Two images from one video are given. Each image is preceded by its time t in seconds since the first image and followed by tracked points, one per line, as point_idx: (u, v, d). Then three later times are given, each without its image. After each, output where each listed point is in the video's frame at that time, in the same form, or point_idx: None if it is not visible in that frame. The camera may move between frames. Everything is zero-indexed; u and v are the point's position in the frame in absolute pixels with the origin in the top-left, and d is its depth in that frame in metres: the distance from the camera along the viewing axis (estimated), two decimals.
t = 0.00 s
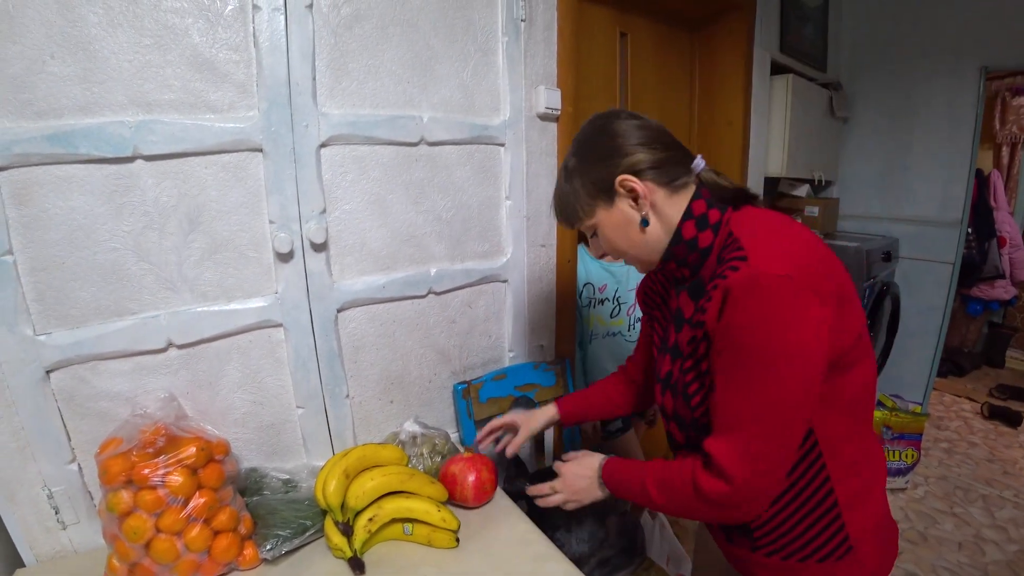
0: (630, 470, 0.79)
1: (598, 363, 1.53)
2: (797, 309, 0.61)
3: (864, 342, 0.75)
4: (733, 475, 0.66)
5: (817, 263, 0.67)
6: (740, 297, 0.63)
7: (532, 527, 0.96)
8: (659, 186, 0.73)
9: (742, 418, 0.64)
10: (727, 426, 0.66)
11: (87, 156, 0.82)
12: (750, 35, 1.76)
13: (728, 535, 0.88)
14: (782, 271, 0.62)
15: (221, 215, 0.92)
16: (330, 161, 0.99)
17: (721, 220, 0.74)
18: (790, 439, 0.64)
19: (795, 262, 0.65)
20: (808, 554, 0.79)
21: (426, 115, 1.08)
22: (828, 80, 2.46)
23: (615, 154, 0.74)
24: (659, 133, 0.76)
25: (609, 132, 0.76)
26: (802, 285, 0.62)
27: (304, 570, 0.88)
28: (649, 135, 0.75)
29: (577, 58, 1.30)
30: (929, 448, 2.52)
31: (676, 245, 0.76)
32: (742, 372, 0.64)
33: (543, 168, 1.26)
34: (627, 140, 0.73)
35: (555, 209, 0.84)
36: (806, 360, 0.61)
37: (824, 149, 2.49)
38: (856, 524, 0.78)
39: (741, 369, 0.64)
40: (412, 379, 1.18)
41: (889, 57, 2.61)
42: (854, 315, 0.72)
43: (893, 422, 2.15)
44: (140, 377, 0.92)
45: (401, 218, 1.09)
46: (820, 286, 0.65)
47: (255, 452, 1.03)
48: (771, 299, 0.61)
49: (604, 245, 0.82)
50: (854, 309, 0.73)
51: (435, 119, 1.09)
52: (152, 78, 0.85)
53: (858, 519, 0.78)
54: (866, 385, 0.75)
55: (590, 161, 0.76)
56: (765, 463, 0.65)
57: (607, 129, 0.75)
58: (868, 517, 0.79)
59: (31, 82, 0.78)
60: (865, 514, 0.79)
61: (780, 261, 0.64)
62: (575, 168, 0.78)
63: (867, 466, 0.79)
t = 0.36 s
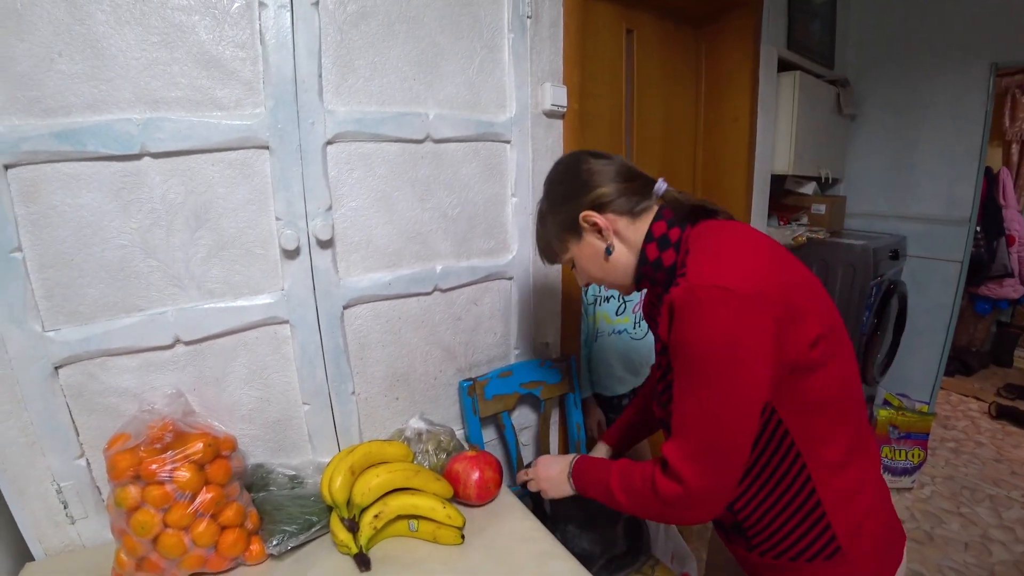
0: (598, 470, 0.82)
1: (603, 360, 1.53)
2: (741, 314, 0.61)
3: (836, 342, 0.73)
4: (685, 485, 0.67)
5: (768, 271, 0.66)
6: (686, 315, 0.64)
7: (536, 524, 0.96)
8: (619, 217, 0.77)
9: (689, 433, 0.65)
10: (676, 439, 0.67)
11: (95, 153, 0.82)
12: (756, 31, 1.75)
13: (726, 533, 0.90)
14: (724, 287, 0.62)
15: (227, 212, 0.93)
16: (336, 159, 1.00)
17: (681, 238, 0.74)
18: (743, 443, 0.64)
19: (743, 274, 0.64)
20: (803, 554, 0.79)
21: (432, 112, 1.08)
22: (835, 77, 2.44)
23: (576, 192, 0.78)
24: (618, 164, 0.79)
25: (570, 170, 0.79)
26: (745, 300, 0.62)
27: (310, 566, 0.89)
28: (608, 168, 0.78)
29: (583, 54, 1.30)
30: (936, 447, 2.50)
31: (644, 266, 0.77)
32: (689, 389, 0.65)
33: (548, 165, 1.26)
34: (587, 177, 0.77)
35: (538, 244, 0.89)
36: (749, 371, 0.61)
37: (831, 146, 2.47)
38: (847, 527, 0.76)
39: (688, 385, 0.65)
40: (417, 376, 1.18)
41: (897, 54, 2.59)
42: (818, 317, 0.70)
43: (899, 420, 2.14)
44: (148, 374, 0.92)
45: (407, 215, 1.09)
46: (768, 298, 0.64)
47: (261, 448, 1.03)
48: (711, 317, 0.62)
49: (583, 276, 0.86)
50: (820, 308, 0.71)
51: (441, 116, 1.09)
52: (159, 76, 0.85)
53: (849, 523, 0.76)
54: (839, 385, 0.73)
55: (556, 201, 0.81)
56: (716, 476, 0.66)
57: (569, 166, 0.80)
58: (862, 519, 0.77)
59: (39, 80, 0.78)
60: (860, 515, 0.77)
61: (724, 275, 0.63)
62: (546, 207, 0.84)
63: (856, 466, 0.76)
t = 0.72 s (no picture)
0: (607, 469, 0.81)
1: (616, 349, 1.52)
2: (740, 303, 0.61)
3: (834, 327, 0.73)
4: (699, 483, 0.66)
5: (761, 260, 0.66)
6: (684, 311, 0.64)
7: (542, 516, 0.96)
8: (608, 227, 0.77)
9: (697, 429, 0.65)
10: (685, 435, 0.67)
11: (102, 147, 0.83)
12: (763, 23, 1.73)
13: (738, 528, 0.90)
14: (719, 281, 0.62)
15: (233, 205, 0.93)
16: (342, 152, 1.00)
17: (674, 240, 0.74)
18: (752, 432, 0.64)
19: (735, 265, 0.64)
20: (815, 544, 0.79)
21: (437, 104, 1.08)
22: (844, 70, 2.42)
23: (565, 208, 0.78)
24: (605, 177, 0.79)
25: (558, 188, 0.80)
26: (741, 290, 0.62)
27: (316, 557, 0.89)
28: (595, 181, 0.78)
29: (589, 45, 1.29)
30: (943, 443, 2.49)
31: (639, 272, 0.76)
32: (692, 384, 0.64)
33: (554, 158, 1.25)
34: (573, 193, 0.78)
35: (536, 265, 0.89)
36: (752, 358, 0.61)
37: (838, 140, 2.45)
38: (858, 511, 0.76)
39: (691, 382, 0.64)
40: (423, 369, 1.18)
41: (906, 47, 2.56)
42: (813, 305, 0.70)
43: (906, 416, 2.13)
44: (155, 366, 0.93)
45: (412, 208, 1.09)
46: (763, 287, 0.64)
47: (267, 441, 1.03)
48: (709, 311, 0.62)
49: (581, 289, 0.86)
50: (815, 295, 0.70)
51: (447, 109, 1.09)
52: (165, 69, 0.85)
53: (861, 507, 0.76)
54: (839, 371, 0.73)
55: (546, 218, 0.81)
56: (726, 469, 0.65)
57: (556, 183, 0.80)
58: (872, 503, 0.77)
59: (46, 74, 0.79)
60: (868, 500, 0.76)
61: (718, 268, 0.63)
62: (539, 223, 0.84)
63: (862, 449, 0.76)
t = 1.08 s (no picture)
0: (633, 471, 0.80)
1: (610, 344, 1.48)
2: (746, 309, 0.61)
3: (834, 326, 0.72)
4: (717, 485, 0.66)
5: (764, 263, 0.65)
6: (690, 314, 0.64)
7: (547, 509, 0.97)
8: (613, 215, 0.77)
9: (709, 429, 0.65)
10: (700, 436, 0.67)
11: (107, 145, 0.83)
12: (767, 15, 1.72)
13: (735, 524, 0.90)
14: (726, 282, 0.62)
15: (237, 201, 0.93)
16: (345, 147, 1.00)
17: (680, 232, 0.75)
18: (767, 438, 0.64)
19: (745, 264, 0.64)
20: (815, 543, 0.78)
21: (440, 99, 1.08)
22: (850, 62, 2.40)
23: (569, 195, 0.79)
24: (609, 161, 0.79)
25: (561, 173, 0.80)
26: (747, 292, 0.61)
27: (323, 551, 0.90)
28: (598, 165, 0.78)
29: (592, 38, 1.28)
30: (950, 437, 2.48)
31: (644, 263, 0.77)
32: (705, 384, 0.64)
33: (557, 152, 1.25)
34: (578, 179, 0.77)
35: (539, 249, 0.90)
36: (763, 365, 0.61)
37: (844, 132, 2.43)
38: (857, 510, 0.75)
39: (699, 382, 0.64)
40: (427, 363, 1.19)
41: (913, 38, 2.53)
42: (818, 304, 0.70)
43: (912, 410, 2.12)
44: (162, 362, 0.93)
45: (416, 203, 1.09)
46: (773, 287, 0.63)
47: (274, 435, 1.04)
48: (718, 319, 0.61)
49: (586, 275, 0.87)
50: (816, 294, 0.70)
51: (450, 104, 1.08)
52: (169, 66, 0.85)
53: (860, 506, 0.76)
54: (839, 369, 0.72)
55: (550, 205, 0.81)
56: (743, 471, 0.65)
57: (559, 168, 0.80)
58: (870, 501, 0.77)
59: (52, 73, 0.79)
60: (866, 498, 0.76)
61: (724, 269, 0.63)
62: (541, 209, 0.84)
63: (860, 448, 0.76)
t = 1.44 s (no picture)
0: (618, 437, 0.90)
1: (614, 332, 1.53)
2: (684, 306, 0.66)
3: (824, 322, 0.71)
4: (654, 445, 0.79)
5: (728, 261, 0.67)
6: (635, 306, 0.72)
7: (548, 497, 0.97)
8: (609, 211, 0.79)
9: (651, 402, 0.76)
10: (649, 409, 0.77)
11: (106, 134, 0.83)
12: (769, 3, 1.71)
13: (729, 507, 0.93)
14: (667, 282, 0.67)
15: (237, 190, 0.93)
16: (345, 135, 0.99)
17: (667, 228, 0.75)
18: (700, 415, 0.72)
19: (700, 260, 0.67)
20: (797, 534, 0.80)
21: (440, 86, 1.07)
22: (853, 50, 2.38)
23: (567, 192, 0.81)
24: (606, 157, 0.80)
25: (559, 171, 0.82)
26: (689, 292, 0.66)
27: (326, 538, 0.90)
28: (593, 162, 0.79)
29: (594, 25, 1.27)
30: (952, 427, 2.48)
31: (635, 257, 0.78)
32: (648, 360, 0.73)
33: (558, 140, 1.24)
34: (575, 176, 0.79)
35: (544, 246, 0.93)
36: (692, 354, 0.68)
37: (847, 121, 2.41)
38: (843, 509, 0.75)
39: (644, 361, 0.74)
40: (429, 352, 1.19)
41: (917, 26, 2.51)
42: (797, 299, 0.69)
43: (914, 399, 2.11)
44: (164, 352, 0.93)
45: (416, 191, 1.09)
46: (727, 283, 0.66)
47: (276, 424, 1.04)
48: (654, 313, 0.69)
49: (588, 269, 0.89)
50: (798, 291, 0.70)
51: (450, 91, 1.08)
52: (167, 55, 0.85)
53: (848, 506, 0.74)
54: (830, 368, 0.71)
55: (549, 202, 0.84)
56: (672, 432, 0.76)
57: (557, 166, 0.82)
58: (861, 504, 0.75)
59: (49, 62, 0.79)
60: (856, 498, 0.74)
61: (673, 269, 0.68)
62: (542, 207, 0.87)
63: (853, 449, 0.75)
